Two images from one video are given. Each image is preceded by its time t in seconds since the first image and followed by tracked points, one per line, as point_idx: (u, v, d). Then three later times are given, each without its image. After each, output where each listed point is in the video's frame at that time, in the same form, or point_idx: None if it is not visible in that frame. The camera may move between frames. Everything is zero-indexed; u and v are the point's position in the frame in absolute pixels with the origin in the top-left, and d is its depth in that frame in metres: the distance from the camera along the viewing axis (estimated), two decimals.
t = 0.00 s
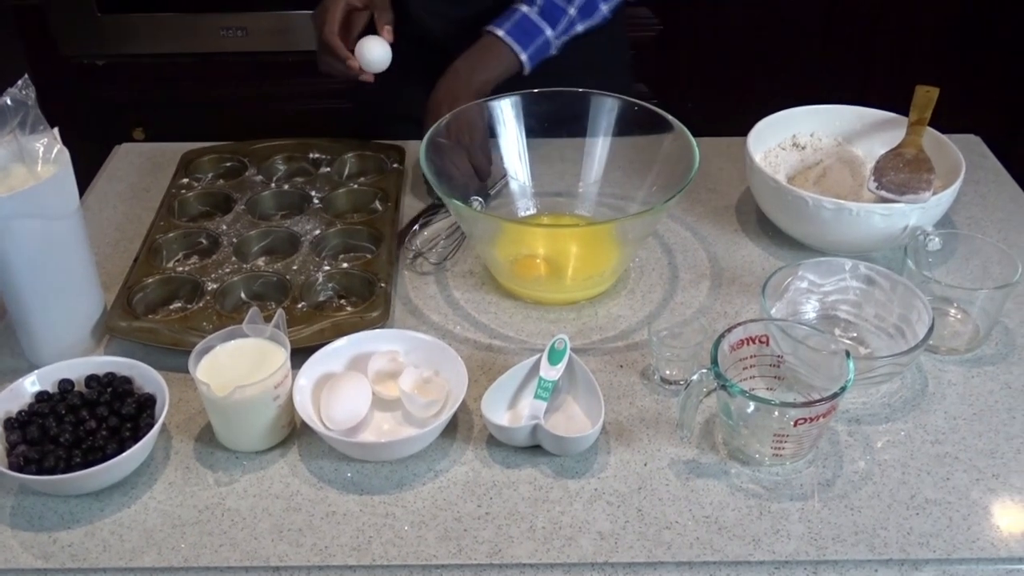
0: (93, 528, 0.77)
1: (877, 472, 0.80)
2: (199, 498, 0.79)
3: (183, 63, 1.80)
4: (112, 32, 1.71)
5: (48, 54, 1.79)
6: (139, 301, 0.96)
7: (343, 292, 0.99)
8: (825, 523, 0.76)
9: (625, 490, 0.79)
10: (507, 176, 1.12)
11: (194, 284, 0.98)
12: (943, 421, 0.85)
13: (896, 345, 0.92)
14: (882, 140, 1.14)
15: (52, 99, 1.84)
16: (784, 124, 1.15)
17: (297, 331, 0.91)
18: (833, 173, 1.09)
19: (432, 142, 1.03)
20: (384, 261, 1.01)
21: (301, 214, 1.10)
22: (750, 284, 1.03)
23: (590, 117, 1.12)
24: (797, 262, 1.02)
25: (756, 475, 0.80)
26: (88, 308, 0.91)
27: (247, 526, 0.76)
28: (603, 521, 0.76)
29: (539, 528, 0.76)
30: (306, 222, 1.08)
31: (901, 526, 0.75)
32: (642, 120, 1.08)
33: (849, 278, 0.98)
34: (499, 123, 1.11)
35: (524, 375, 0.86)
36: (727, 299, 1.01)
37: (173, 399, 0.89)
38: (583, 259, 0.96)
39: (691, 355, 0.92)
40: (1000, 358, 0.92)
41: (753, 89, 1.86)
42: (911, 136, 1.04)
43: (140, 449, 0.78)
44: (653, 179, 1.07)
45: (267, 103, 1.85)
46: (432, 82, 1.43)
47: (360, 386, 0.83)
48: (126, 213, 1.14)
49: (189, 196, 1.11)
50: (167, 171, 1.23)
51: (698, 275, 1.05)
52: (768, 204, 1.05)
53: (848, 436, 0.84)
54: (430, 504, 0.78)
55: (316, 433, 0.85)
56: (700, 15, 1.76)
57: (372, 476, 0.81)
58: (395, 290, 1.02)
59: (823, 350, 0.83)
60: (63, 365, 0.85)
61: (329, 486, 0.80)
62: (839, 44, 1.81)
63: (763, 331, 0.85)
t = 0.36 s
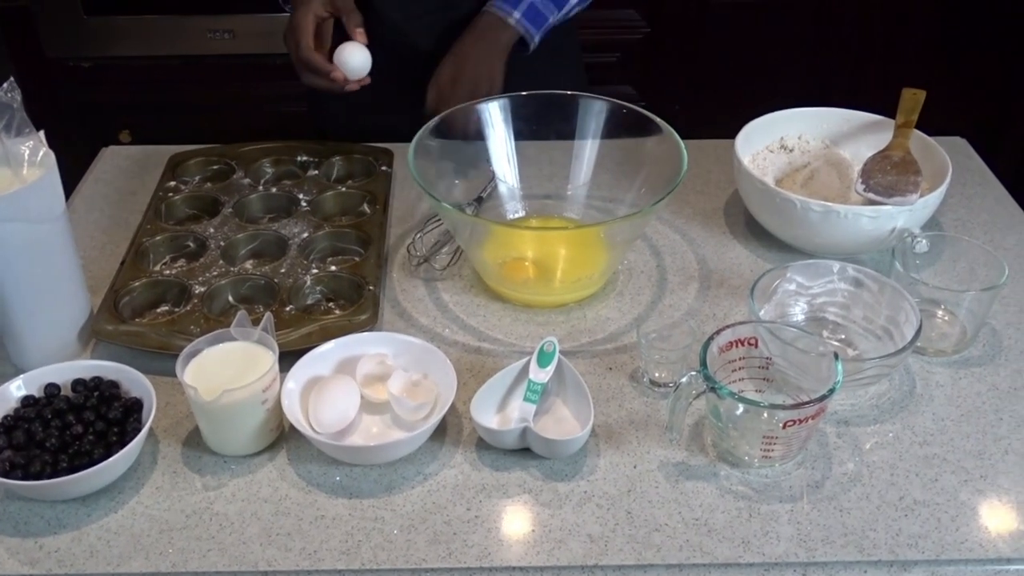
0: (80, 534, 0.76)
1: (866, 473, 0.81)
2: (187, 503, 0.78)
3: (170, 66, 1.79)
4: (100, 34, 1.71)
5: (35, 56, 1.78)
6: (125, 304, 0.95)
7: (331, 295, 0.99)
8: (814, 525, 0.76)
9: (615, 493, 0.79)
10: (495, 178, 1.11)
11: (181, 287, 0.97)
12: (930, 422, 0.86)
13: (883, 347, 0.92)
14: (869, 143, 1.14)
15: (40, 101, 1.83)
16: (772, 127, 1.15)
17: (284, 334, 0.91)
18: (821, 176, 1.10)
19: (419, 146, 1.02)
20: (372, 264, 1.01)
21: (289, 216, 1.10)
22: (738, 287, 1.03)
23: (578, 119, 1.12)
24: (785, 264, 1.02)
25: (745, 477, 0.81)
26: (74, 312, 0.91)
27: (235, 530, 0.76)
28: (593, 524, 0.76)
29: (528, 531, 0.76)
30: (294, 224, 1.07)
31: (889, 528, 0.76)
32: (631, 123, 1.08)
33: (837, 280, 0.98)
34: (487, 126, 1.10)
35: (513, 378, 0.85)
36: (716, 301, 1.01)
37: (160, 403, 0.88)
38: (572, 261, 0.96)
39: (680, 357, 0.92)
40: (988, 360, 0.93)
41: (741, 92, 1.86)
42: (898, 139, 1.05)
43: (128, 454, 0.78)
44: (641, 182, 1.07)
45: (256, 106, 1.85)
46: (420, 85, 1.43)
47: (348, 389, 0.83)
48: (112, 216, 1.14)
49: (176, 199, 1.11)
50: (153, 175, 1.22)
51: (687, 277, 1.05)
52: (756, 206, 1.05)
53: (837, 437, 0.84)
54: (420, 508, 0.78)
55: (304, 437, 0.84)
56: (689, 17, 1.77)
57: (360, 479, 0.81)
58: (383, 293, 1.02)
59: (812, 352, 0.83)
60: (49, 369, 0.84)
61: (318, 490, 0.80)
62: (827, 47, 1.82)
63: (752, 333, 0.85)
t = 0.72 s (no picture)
0: (70, 536, 0.76)
1: (857, 473, 0.81)
2: (178, 505, 0.78)
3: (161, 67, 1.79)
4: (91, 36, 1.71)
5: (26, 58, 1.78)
6: (116, 306, 0.95)
7: (322, 296, 0.99)
8: (805, 525, 0.76)
9: (606, 493, 0.79)
10: (486, 179, 1.11)
11: (172, 289, 0.97)
12: (920, 422, 0.86)
13: (873, 347, 0.93)
14: (859, 143, 1.15)
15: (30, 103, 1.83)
16: (762, 127, 1.15)
17: (274, 335, 0.91)
18: (811, 177, 1.10)
19: (410, 146, 1.02)
20: (363, 265, 1.00)
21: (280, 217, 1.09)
22: (729, 287, 1.03)
23: (569, 120, 1.12)
24: (777, 265, 1.02)
25: (736, 477, 0.81)
26: (64, 314, 0.90)
27: (226, 532, 0.76)
28: (584, 525, 0.76)
29: (520, 533, 0.76)
30: (285, 226, 1.07)
31: (880, 527, 0.76)
32: (622, 123, 1.08)
33: (827, 281, 0.99)
34: (477, 127, 1.11)
35: (504, 379, 0.85)
36: (706, 301, 1.01)
37: (151, 404, 0.88)
38: (564, 262, 0.96)
39: (671, 358, 0.92)
40: (977, 359, 0.93)
41: (733, 92, 1.87)
42: (888, 139, 1.05)
43: (118, 456, 0.78)
44: (632, 182, 1.07)
45: (247, 107, 1.85)
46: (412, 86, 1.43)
47: (340, 391, 0.83)
48: (102, 218, 1.13)
49: (167, 200, 1.10)
50: (144, 176, 1.22)
51: (678, 278, 1.05)
52: (747, 207, 1.06)
53: (827, 438, 0.85)
54: (411, 510, 0.78)
55: (295, 439, 0.84)
56: (680, 18, 1.77)
57: (352, 481, 0.81)
58: (374, 294, 1.02)
59: (803, 352, 0.84)
60: (39, 371, 0.84)
61: (309, 491, 0.80)
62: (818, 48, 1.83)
63: (743, 333, 0.85)
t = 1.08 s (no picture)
0: (64, 539, 0.76)
1: (852, 474, 0.81)
2: (173, 506, 0.78)
3: (156, 68, 1.79)
4: (87, 37, 1.71)
5: (20, 59, 1.78)
6: (110, 307, 0.94)
7: (317, 297, 0.99)
8: (800, 526, 0.76)
9: (601, 494, 0.79)
10: (482, 180, 1.11)
11: (167, 290, 0.97)
12: (915, 423, 0.86)
13: (868, 348, 0.93)
14: (854, 144, 1.15)
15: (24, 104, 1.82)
16: (758, 128, 1.16)
17: (270, 336, 0.91)
18: (807, 178, 1.10)
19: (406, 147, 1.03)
20: (359, 266, 1.00)
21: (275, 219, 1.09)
22: (725, 288, 1.03)
23: (565, 122, 1.12)
24: (772, 265, 1.02)
25: (731, 478, 0.81)
26: (58, 315, 0.90)
27: (221, 534, 0.76)
28: (580, 526, 0.76)
29: (515, 534, 0.76)
30: (280, 226, 1.07)
31: (875, 528, 0.76)
32: (617, 125, 1.09)
33: (822, 282, 0.99)
34: (473, 128, 1.11)
35: (500, 380, 0.85)
36: (702, 302, 1.01)
37: (146, 406, 0.88)
38: (559, 264, 0.96)
39: (667, 359, 0.92)
40: (972, 360, 0.93)
41: (728, 93, 1.87)
42: (882, 140, 1.06)
43: (113, 457, 0.78)
44: (627, 184, 1.08)
45: (242, 108, 1.84)
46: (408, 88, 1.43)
47: (336, 393, 0.83)
48: (96, 218, 1.13)
49: (162, 201, 1.10)
50: (138, 177, 1.22)
51: (673, 279, 1.05)
52: (742, 208, 1.06)
53: (822, 438, 0.85)
54: (406, 511, 0.78)
55: (290, 440, 0.84)
56: (675, 18, 1.78)
57: (347, 482, 0.81)
58: (370, 295, 1.02)
59: (798, 353, 0.84)
60: (33, 373, 0.83)
61: (305, 492, 0.80)
62: (813, 49, 1.83)
63: (738, 334, 0.86)
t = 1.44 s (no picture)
0: (60, 540, 0.75)
1: (848, 476, 0.81)
2: (169, 508, 0.78)
3: (152, 69, 1.79)
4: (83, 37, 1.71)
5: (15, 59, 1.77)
6: (106, 308, 0.94)
7: (313, 299, 0.99)
8: (797, 527, 0.76)
9: (598, 496, 0.79)
10: (478, 181, 1.11)
11: (163, 291, 0.97)
12: (912, 425, 0.86)
13: (865, 350, 0.93)
14: (850, 146, 1.15)
15: (20, 105, 1.82)
16: (755, 130, 1.16)
17: (266, 338, 0.90)
18: (803, 179, 1.10)
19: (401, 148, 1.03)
20: (355, 267, 1.00)
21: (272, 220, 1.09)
22: (721, 290, 1.03)
23: (562, 124, 1.12)
24: (768, 267, 1.02)
25: (728, 480, 0.81)
26: (54, 316, 0.90)
27: (217, 535, 0.76)
28: (576, 527, 0.76)
29: (512, 535, 0.75)
30: (276, 228, 1.07)
31: (871, 530, 0.76)
32: (614, 126, 1.09)
33: (819, 283, 0.99)
34: (470, 129, 1.11)
35: (496, 381, 0.85)
36: (698, 304, 1.01)
37: (141, 407, 0.88)
38: (556, 265, 0.96)
39: (663, 360, 0.92)
40: (968, 362, 0.93)
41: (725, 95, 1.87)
42: (878, 142, 1.06)
43: (109, 459, 0.77)
44: (624, 185, 1.08)
45: (239, 109, 1.84)
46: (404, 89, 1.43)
47: (332, 395, 0.82)
48: (92, 220, 1.13)
49: (158, 202, 1.10)
50: (134, 178, 1.22)
51: (670, 280, 1.05)
52: (739, 210, 1.06)
53: (819, 440, 0.85)
54: (403, 513, 0.78)
55: (286, 442, 0.84)
56: (671, 20, 1.78)
57: (343, 484, 0.81)
58: (366, 296, 1.02)
59: (794, 355, 0.84)
60: (29, 374, 0.83)
61: (301, 494, 0.80)
62: (809, 51, 1.83)
63: (734, 336, 0.86)
